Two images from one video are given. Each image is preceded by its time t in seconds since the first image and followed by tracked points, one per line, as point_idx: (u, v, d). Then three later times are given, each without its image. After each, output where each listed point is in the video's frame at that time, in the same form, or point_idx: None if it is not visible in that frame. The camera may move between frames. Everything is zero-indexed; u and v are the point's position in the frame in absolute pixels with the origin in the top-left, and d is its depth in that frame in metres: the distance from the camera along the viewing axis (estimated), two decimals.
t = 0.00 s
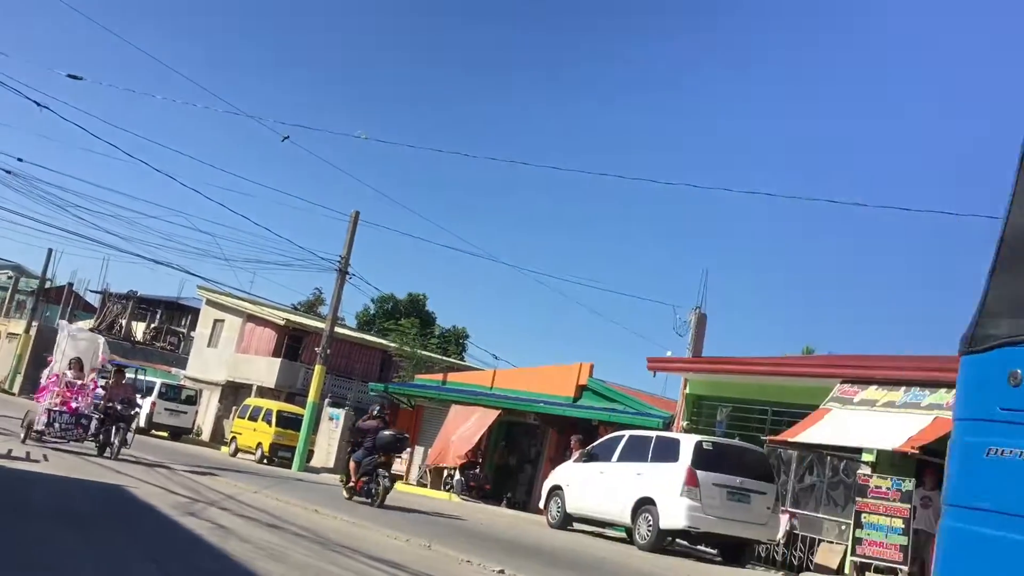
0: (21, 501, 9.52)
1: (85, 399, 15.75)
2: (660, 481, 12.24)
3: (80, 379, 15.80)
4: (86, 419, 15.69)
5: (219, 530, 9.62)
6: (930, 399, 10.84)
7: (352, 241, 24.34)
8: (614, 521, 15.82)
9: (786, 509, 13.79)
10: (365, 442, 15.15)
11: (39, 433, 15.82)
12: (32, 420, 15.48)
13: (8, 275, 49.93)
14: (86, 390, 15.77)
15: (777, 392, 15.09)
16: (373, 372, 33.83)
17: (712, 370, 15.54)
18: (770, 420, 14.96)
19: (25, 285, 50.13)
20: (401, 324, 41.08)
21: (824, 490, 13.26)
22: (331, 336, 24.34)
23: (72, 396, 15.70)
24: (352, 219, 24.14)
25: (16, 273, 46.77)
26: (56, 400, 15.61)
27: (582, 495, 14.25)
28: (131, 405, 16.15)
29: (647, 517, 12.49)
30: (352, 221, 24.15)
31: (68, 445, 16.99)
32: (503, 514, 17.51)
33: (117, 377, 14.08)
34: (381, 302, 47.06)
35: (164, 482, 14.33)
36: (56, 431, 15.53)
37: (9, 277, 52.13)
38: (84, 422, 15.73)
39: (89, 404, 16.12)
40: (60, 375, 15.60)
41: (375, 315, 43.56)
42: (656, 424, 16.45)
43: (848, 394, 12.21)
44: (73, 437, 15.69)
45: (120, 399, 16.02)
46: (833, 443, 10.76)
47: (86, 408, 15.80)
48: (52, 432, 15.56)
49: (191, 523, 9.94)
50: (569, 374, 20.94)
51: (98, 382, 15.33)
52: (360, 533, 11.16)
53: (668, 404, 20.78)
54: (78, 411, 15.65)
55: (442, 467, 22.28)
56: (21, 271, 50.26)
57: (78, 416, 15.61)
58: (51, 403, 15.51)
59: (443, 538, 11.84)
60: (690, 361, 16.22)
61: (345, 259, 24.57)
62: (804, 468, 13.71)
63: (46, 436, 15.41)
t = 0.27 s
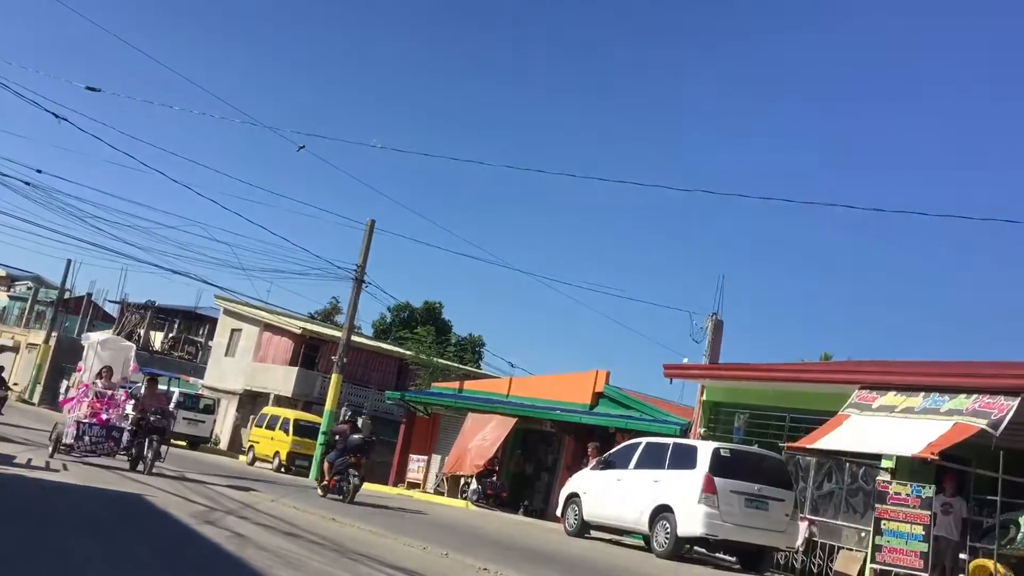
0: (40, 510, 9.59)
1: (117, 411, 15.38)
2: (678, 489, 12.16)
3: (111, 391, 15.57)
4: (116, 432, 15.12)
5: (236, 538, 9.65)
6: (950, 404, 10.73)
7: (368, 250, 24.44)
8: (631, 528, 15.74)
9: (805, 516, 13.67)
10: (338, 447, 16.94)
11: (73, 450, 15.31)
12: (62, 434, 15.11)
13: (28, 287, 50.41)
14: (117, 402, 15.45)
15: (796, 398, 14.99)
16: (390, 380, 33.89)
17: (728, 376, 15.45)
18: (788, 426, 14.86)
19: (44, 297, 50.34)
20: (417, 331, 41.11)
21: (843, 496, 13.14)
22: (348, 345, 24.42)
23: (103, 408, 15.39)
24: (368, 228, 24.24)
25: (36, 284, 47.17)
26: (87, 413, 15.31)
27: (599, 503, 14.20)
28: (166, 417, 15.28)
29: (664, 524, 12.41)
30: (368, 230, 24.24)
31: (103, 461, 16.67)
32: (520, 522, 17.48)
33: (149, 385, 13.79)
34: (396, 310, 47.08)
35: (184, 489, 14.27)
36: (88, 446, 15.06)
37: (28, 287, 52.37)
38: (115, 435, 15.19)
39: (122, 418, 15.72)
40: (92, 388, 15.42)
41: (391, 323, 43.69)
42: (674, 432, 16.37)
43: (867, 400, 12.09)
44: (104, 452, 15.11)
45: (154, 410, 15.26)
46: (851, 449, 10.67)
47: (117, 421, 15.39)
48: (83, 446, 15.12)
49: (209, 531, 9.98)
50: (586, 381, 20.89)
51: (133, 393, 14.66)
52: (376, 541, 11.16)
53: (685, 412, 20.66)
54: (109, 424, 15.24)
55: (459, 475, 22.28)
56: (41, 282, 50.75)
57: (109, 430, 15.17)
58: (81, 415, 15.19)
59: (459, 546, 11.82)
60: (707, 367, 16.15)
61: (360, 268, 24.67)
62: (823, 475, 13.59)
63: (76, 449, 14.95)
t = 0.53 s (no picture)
0: (54, 518, 9.64)
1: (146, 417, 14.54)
2: (690, 495, 12.12)
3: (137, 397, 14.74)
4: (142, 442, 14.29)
5: (248, 545, 9.68)
6: (964, 409, 10.65)
7: (379, 258, 24.53)
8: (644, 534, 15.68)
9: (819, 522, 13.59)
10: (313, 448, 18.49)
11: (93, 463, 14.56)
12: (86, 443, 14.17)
13: (42, 297, 50.75)
14: (144, 410, 14.71)
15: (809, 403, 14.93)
16: (401, 387, 33.93)
17: (740, 381, 15.39)
18: (801, 431, 14.79)
19: (58, 306, 50.64)
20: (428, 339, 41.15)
21: (857, 502, 13.06)
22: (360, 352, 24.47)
23: (128, 416, 14.58)
24: (379, 236, 24.34)
25: (50, 294, 47.49)
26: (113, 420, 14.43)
27: (612, 509, 14.16)
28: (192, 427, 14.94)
29: (677, 531, 12.35)
30: (379, 238, 24.34)
31: (125, 473, 16.14)
32: (532, 528, 17.45)
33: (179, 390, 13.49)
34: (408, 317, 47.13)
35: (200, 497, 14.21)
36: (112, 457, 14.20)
37: (42, 297, 52.69)
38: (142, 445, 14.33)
39: (147, 428, 15.01)
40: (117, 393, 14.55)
41: (403, 330, 43.76)
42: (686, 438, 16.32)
43: (880, 405, 12.03)
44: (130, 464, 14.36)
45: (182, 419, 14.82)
46: (864, 454, 10.61)
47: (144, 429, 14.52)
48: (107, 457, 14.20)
49: (222, 538, 10.00)
50: (598, 387, 20.87)
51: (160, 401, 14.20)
52: (387, 547, 11.17)
53: (698, 417, 20.60)
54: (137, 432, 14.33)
55: (471, 481, 22.29)
56: (54, 291, 51.10)
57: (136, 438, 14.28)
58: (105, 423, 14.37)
59: (471, 552, 11.80)
60: (719, 373, 16.11)
61: (371, 275, 24.76)
62: (837, 480, 13.52)
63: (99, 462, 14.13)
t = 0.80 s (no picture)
0: (63, 524, 9.66)
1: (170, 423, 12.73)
2: (699, 500, 12.08)
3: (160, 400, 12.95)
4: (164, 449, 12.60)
5: (257, 551, 9.69)
6: (975, 414, 10.58)
7: (388, 263, 24.55)
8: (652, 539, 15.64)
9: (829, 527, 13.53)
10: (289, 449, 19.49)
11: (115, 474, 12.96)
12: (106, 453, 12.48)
13: (52, 303, 50.98)
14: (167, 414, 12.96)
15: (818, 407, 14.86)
16: (410, 393, 33.93)
17: (750, 386, 15.33)
18: (810, 436, 14.73)
19: (67, 312, 50.80)
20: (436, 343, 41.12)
21: (867, 507, 12.99)
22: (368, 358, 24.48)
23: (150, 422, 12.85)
24: (387, 242, 24.37)
25: (59, 300, 47.64)
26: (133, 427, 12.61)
27: (621, 515, 14.12)
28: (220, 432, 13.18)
29: (686, 536, 12.31)
30: (387, 243, 24.37)
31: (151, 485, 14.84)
32: (542, 534, 17.42)
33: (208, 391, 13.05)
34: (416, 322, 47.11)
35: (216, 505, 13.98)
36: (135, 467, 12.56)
37: (52, 302, 52.86)
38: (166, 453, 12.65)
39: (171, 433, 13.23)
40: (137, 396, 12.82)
41: (411, 335, 43.77)
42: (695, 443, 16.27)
43: (890, 409, 11.96)
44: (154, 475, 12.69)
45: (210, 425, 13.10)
46: (873, 459, 10.56)
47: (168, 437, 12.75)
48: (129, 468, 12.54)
49: (231, 544, 10.01)
50: (606, 392, 20.83)
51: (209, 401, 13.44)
52: (397, 553, 11.16)
53: (706, 422, 20.53)
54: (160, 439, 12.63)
55: (480, 487, 22.28)
56: (65, 297, 51.31)
57: (159, 445, 12.60)
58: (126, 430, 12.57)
59: (480, 558, 11.78)
60: (728, 377, 16.06)
61: (380, 280, 24.77)
62: (846, 485, 13.45)
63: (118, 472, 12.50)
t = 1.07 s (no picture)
0: (71, 525, 9.68)
1: (194, 426, 12.18)
2: (705, 502, 12.07)
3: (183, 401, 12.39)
4: (188, 454, 12.02)
5: (263, 552, 9.73)
6: (981, 417, 10.55)
7: (394, 265, 24.61)
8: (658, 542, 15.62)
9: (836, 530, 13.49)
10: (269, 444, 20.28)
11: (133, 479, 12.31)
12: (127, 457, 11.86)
13: (59, 305, 51.17)
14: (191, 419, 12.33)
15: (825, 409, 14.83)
16: (416, 395, 33.96)
17: (756, 389, 15.31)
18: (817, 438, 14.71)
19: (75, 315, 50.99)
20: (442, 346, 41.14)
21: (874, 510, 12.95)
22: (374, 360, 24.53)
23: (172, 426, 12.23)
24: (393, 244, 24.42)
25: (66, 303, 47.78)
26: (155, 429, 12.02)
27: (627, 518, 14.11)
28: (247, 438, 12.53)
29: (692, 538, 12.29)
30: (393, 246, 24.42)
31: (167, 492, 14.18)
32: (547, 536, 17.43)
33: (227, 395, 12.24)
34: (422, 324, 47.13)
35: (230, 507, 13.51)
36: (155, 472, 11.89)
37: (59, 305, 53.00)
38: (191, 458, 12.06)
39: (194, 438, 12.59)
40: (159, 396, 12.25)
41: (417, 338, 43.79)
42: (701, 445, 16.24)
43: (897, 412, 11.93)
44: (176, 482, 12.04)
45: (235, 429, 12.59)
46: (880, 461, 10.54)
47: (192, 441, 12.19)
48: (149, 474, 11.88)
49: (239, 546, 10.03)
50: (612, 395, 20.82)
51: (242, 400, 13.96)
52: (403, 555, 11.17)
53: (713, 425, 20.49)
54: (183, 443, 12.04)
55: (486, 489, 22.29)
56: (72, 300, 51.55)
57: (183, 450, 11.99)
58: (146, 433, 11.95)
59: (485, 560, 11.79)
60: (734, 379, 16.04)
61: (386, 283, 24.83)
62: (853, 488, 13.42)
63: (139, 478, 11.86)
